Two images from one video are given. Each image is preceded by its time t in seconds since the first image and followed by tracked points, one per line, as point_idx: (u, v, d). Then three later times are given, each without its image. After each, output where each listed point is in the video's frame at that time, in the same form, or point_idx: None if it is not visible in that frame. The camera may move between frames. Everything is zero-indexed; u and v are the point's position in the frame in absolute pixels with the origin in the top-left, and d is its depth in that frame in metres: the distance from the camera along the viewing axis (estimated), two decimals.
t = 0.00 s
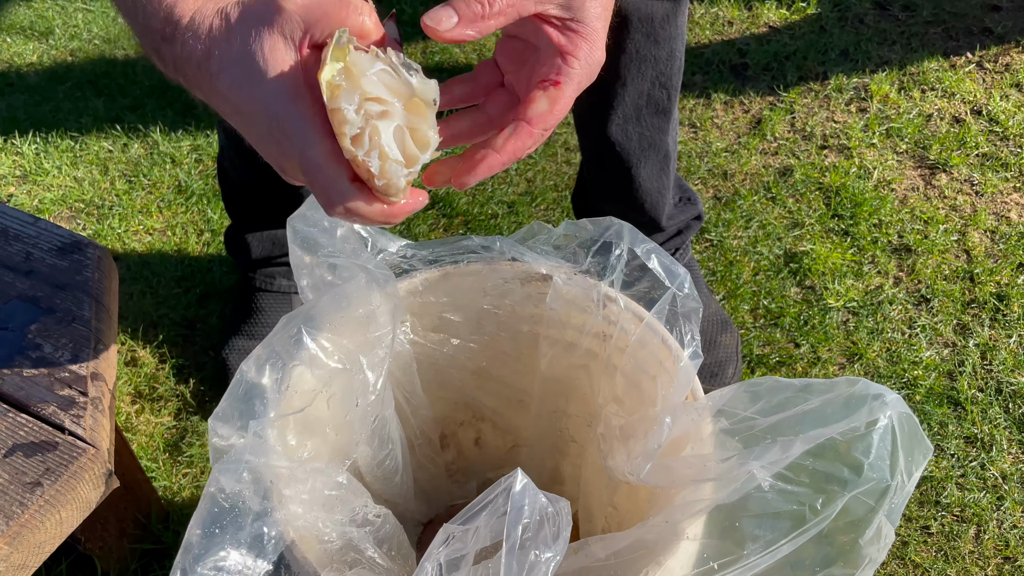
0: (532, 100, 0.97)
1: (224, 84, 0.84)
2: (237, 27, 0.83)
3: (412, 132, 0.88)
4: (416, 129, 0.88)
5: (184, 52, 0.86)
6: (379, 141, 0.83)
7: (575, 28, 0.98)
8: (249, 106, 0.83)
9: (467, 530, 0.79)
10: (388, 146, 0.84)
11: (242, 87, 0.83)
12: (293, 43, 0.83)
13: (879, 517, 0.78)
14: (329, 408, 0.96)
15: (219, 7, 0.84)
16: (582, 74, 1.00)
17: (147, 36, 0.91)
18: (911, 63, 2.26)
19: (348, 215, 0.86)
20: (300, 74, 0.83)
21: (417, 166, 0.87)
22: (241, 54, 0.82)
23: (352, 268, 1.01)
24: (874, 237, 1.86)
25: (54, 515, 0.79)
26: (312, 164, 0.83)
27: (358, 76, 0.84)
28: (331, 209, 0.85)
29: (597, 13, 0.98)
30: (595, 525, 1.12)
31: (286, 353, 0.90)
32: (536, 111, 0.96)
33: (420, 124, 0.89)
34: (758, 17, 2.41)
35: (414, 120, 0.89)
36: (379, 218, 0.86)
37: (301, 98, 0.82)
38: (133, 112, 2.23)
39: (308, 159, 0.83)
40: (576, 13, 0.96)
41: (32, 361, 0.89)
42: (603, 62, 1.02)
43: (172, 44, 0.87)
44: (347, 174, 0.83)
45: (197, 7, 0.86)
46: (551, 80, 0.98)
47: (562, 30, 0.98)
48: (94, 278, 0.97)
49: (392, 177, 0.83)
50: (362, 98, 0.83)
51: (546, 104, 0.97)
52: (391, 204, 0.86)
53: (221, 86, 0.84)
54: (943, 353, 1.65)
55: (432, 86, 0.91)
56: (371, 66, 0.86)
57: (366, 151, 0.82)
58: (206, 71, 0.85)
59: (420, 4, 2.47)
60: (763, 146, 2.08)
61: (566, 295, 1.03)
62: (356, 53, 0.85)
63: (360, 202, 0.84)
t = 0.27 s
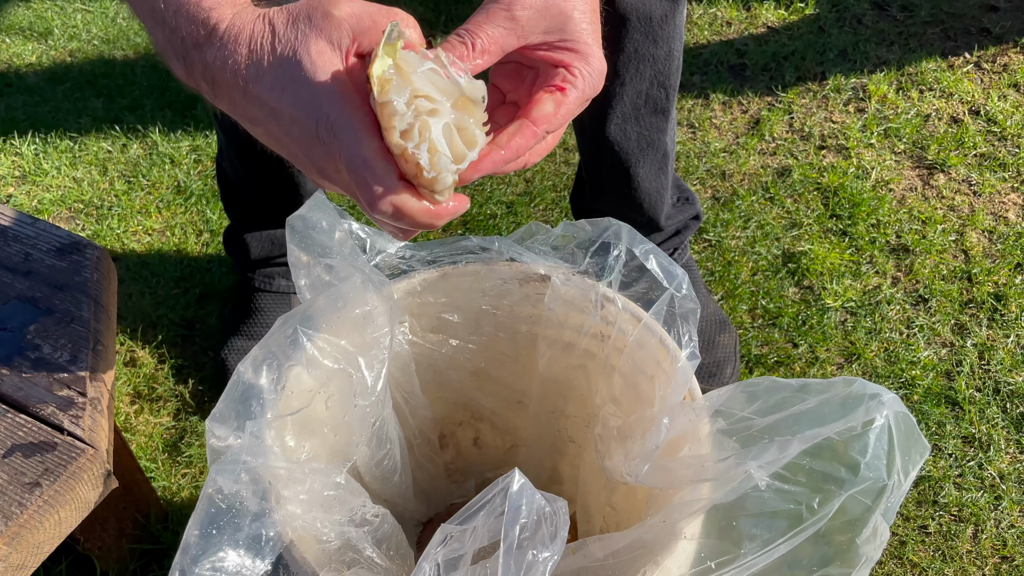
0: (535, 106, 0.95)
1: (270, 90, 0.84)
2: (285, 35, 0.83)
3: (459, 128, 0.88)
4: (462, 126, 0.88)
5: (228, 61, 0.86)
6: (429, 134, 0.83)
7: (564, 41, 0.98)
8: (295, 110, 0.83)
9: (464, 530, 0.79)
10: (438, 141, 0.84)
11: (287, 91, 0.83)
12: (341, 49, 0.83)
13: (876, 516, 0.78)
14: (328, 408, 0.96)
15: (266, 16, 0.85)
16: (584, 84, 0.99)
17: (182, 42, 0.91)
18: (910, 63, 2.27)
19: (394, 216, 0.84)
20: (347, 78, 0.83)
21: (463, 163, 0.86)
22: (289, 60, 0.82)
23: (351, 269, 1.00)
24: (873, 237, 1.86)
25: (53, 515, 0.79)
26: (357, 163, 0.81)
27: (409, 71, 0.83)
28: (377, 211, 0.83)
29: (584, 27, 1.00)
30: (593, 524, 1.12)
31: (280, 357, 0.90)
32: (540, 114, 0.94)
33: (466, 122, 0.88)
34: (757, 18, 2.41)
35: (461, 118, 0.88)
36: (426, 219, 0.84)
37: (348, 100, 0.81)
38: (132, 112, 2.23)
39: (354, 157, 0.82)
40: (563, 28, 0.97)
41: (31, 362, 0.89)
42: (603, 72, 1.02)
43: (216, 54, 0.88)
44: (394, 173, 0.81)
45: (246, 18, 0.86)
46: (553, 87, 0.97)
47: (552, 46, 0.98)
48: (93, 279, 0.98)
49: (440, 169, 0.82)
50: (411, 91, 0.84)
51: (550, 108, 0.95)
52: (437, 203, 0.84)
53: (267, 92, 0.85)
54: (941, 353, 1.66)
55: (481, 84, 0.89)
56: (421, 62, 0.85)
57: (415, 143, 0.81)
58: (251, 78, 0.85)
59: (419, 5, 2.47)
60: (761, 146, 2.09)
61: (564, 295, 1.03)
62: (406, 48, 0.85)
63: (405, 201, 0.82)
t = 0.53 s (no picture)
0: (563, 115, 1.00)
1: (296, 99, 0.87)
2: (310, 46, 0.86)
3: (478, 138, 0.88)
4: (480, 136, 0.88)
5: (258, 75, 0.91)
6: (448, 147, 0.83)
7: (587, 59, 1.04)
8: (320, 119, 0.86)
9: (462, 533, 0.79)
10: (456, 153, 0.84)
11: (312, 100, 0.85)
12: (363, 57, 0.85)
13: (872, 519, 0.79)
14: (325, 412, 0.96)
15: (291, 28, 0.88)
16: (606, 98, 1.04)
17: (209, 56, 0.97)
18: (907, 65, 2.27)
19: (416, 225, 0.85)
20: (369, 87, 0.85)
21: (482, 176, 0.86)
22: (313, 70, 0.85)
23: (349, 270, 1.01)
24: (870, 238, 1.86)
25: (50, 518, 0.80)
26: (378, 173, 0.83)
27: (426, 84, 0.84)
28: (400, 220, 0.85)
29: (602, 49, 1.05)
30: (591, 527, 1.12)
31: (278, 360, 0.90)
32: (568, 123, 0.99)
33: (484, 131, 0.88)
34: (755, 19, 2.41)
35: (479, 127, 0.88)
36: (447, 228, 0.85)
37: (369, 108, 0.83)
38: (130, 114, 2.23)
39: (376, 168, 0.83)
40: (585, 48, 1.03)
41: (29, 365, 0.89)
42: (621, 91, 1.07)
43: (247, 68, 0.92)
44: (413, 183, 0.82)
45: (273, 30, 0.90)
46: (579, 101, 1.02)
47: (574, 64, 1.03)
48: (91, 282, 0.98)
49: (459, 182, 0.82)
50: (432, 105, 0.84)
51: (576, 120, 0.99)
52: (458, 212, 0.85)
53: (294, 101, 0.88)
54: (939, 354, 1.66)
55: (497, 93, 0.90)
56: (438, 75, 0.86)
57: (434, 158, 0.82)
58: (279, 88, 0.89)
59: (417, 7, 2.48)
60: (759, 148, 2.09)
61: (561, 298, 1.04)
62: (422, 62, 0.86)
63: (427, 211, 0.83)
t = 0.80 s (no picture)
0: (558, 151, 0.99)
1: (305, 116, 0.91)
2: (322, 67, 0.89)
3: (474, 186, 0.91)
4: (478, 184, 0.91)
5: (272, 94, 0.94)
6: (442, 196, 0.87)
7: (577, 88, 1.00)
8: (326, 140, 0.90)
9: (457, 536, 0.79)
10: (450, 203, 0.88)
11: (319, 121, 0.89)
12: (375, 86, 0.88)
13: (866, 521, 0.79)
14: (321, 415, 0.96)
15: (306, 46, 0.91)
16: (600, 126, 1.02)
17: (220, 61, 1.01)
18: (905, 66, 2.27)
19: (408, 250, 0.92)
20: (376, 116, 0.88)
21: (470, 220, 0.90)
22: (324, 92, 0.88)
23: (345, 273, 1.01)
24: (867, 240, 1.87)
25: (47, 521, 0.80)
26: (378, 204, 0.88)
27: (429, 133, 0.88)
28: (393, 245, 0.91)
29: (591, 73, 1.02)
30: (587, 528, 1.12)
31: (273, 363, 0.90)
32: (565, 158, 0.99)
33: (478, 181, 0.91)
34: (753, 21, 2.42)
35: (475, 176, 0.91)
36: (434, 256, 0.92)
37: (376, 141, 0.87)
38: (129, 116, 2.24)
39: (379, 197, 0.88)
40: (573, 75, 1.00)
41: (25, 368, 0.90)
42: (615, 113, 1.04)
43: (262, 83, 0.95)
44: (408, 218, 0.87)
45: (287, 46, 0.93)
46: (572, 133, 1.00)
47: (563, 95, 1.00)
48: (88, 285, 0.98)
49: (447, 230, 0.87)
50: (432, 154, 0.87)
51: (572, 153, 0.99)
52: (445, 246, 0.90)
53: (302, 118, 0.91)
54: (936, 356, 1.66)
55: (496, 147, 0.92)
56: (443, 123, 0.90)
57: (428, 205, 0.86)
58: (289, 103, 0.92)
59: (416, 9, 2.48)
60: (757, 149, 2.09)
61: (558, 300, 1.04)
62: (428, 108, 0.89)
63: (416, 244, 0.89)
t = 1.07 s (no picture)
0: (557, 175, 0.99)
1: (304, 131, 0.92)
2: (318, 86, 0.89)
3: (469, 212, 0.92)
4: (474, 212, 0.92)
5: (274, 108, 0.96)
6: (439, 226, 0.89)
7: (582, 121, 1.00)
8: (324, 156, 0.91)
9: (452, 536, 0.79)
10: (446, 231, 0.90)
11: (316, 138, 0.90)
12: (370, 108, 0.88)
13: (863, 520, 0.79)
14: (316, 414, 0.96)
15: (302, 63, 0.91)
16: (599, 156, 1.03)
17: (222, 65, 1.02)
18: (903, 66, 2.27)
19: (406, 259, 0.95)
20: (372, 136, 0.89)
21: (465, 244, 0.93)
22: (321, 112, 0.89)
23: (340, 273, 1.00)
24: (866, 239, 1.87)
25: (41, 521, 0.79)
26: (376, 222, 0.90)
27: (428, 168, 0.87)
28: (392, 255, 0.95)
29: (598, 105, 1.02)
30: (585, 528, 1.12)
31: (268, 363, 0.90)
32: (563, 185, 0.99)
33: (474, 209, 0.92)
34: (751, 21, 2.42)
35: (471, 205, 0.91)
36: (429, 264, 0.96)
37: (372, 163, 0.89)
38: (126, 117, 2.24)
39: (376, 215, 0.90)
40: (581, 108, 1.00)
41: (20, 367, 0.89)
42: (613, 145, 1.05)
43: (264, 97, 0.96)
44: (404, 236, 0.90)
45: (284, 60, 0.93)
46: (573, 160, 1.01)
47: (568, 126, 1.00)
48: (82, 285, 0.98)
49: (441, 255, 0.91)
50: (431, 187, 0.88)
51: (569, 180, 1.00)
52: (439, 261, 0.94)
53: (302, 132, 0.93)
54: (934, 355, 1.66)
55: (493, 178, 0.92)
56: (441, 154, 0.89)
57: (424, 233, 0.89)
58: (288, 117, 0.93)
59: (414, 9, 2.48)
60: (755, 149, 2.09)
61: (554, 299, 1.04)
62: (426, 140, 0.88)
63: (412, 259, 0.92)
